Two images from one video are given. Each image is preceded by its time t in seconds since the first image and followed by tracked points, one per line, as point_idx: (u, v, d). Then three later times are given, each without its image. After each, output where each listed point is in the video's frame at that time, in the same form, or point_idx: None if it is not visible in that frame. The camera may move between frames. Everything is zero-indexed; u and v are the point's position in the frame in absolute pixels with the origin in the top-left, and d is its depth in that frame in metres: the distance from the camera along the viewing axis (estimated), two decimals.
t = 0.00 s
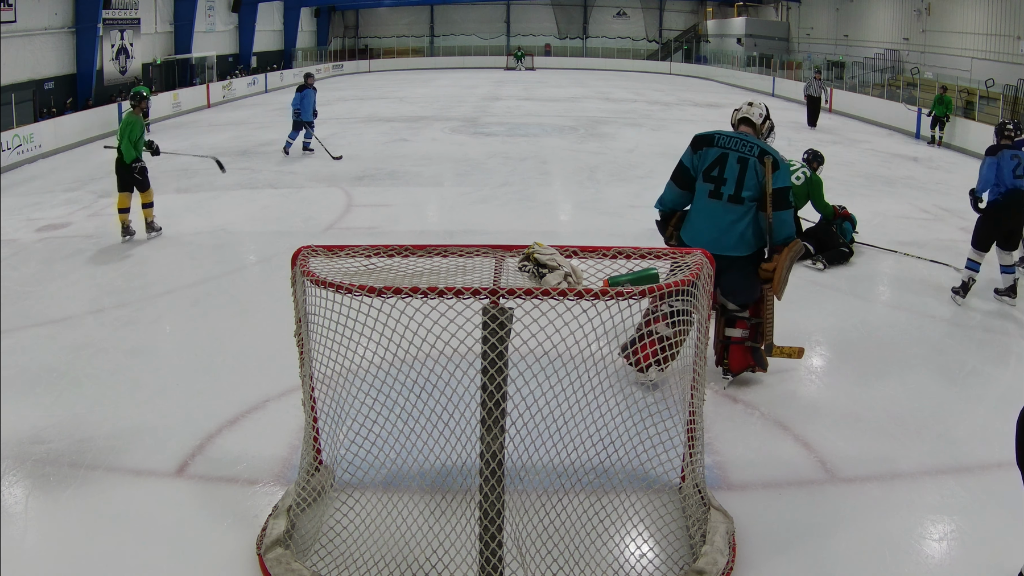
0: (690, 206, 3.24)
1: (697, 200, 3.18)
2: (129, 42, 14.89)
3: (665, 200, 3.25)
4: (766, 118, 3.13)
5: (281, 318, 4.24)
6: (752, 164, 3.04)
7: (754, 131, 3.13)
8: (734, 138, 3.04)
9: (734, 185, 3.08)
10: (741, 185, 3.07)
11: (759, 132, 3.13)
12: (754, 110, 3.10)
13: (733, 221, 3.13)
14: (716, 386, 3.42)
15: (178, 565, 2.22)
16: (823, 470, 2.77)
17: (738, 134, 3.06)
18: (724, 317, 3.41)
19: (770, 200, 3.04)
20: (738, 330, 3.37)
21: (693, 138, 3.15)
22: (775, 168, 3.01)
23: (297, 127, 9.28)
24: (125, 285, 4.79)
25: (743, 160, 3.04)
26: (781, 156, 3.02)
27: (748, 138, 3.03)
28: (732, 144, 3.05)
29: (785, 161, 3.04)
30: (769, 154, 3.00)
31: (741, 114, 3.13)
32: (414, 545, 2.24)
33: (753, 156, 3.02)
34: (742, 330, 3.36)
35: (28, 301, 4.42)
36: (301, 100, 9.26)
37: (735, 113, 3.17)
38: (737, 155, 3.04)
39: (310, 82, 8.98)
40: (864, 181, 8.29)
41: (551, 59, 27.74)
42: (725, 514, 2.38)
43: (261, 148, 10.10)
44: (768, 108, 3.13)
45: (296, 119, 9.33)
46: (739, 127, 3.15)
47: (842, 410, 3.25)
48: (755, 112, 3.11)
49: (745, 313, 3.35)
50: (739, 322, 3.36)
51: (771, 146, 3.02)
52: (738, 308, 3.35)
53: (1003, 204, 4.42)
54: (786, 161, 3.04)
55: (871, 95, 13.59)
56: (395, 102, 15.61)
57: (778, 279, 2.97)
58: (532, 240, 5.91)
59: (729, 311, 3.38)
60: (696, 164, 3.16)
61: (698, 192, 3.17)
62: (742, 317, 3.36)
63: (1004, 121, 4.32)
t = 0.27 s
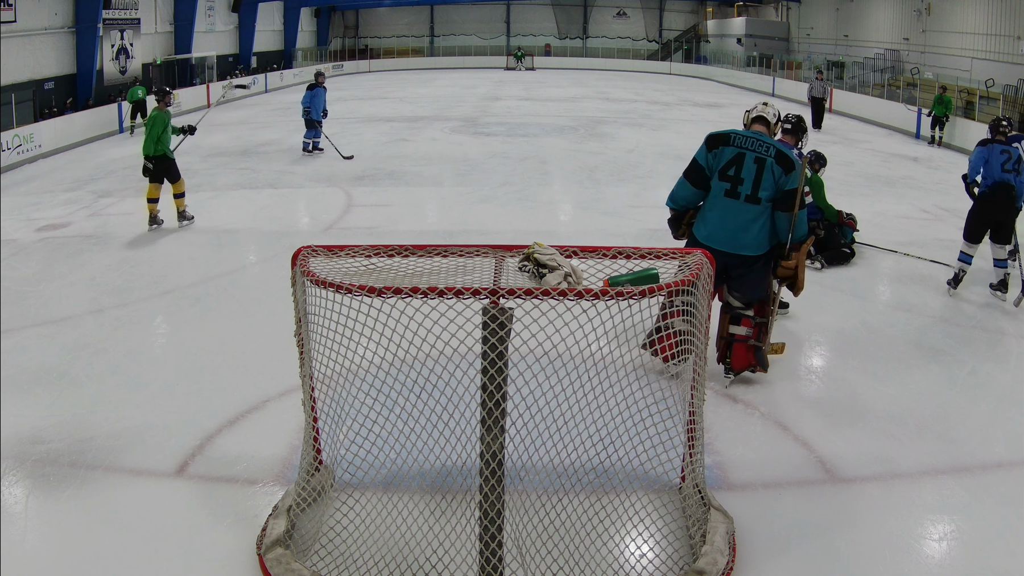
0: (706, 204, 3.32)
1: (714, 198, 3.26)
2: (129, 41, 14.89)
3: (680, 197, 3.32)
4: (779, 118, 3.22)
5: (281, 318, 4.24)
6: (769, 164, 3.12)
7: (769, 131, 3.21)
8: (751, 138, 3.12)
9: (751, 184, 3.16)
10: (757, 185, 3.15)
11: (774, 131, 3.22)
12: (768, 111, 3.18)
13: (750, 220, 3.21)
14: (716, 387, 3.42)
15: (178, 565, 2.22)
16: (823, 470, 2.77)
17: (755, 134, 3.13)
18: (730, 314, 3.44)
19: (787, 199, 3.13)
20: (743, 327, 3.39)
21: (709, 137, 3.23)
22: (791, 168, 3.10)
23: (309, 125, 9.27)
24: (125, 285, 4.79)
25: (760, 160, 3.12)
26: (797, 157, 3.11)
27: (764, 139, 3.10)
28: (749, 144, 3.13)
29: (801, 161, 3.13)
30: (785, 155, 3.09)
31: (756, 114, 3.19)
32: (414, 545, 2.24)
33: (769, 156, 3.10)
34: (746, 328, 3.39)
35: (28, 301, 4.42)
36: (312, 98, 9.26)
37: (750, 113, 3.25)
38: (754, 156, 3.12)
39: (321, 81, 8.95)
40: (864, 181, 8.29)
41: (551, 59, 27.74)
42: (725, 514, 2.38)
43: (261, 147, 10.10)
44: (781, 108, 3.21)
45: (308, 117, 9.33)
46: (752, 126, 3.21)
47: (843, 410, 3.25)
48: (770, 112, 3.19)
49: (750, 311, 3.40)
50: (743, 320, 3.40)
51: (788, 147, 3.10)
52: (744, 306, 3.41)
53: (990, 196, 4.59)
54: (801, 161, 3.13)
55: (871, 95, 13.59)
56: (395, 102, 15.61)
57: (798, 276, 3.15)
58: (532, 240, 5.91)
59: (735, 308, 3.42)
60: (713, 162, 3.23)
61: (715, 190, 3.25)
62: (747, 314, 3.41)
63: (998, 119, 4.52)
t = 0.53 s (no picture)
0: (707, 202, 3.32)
1: (716, 198, 3.27)
2: (129, 41, 14.89)
3: (682, 198, 3.31)
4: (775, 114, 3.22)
5: (281, 317, 4.24)
6: (769, 162, 3.13)
7: (768, 128, 3.21)
8: (750, 137, 3.13)
9: (752, 182, 3.17)
10: (759, 183, 3.16)
11: (771, 128, 3.22)
12: (765, 110, 3.17)
13: (753, 218, 3.23)
14: (715, 386, 3.42)
15: (179, 565, 2.22)
16: (823, 470, 2.77)
17: (753, 132, 3.14)
18: (733, 311, 3.47)
19: (788, 196, 3.16)
20: (746, 323, 3.43)
21: (708, 137, 3.22)
22: (792, 164, 3.12)
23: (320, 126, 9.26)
24: (125, 285, 4.79)
25: (760, 158, 3.13)
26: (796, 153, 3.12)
27: (763, 137, 3.11)
28: (748, 142, 3.13)
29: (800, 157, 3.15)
30: (785, 152, 3.11)
31: (753, 112, 3.19)
32: (415, 545, 2.24)
33: (769, 154, 3.11)
34: (751, 325, 3.42)
35: (29, 301, 4.42)
36: (323, 98, 9.25)
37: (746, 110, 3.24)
38: (753, 155, 3.13)
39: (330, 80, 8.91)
40: (864, 181, 8.29)
41: (551, 59, 27.74)
42: (725, 514, 2.38)
43: (261, 148, 10.10)
44: (777, 103, 3.22)
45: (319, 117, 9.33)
46: (750, 124, 3.21)
47: (843, 410, 3.25)
48: (768, 110, 3.18)
49: (754, 307, 3.43)
50: (747, 316, 3.43)
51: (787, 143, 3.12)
52: (748, 303, 3.43)
53: (986, 190, 4.67)
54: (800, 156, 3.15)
55: (871, 95, 13.59)
56: (395, 102, 15.61)
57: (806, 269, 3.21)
58: (532, 240, 5.91)
59: (738, 305, 3.45)
60: (712, 163, 3.23)
61: (716, 189, 3.25)
62: (751, 311, 3.43)
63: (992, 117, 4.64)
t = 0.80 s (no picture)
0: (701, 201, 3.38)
1: (708, 196, 3.32)
2: (129, 41, 14.89)
3: (676, 198, 3.38)
4: (763, 112, 3.27)
5: (280, 318, 4.24)
6: (758, 158, 3.17)
7: (756, 126, 3.26)
8: (738, 135, 3.18)
9: (742, 179, 3.21)
10: (749, 179, 3.21)
11: (760, 125, 3.26)
12: (752, 107, 3.22)
13: (745, 214, 3.27)
14: (716, 387, 3.41)
15: (179, 565, 2.22)
16: (823, 470, 2.77)
17: (741, 130, 3.19)
18: (732, 307, 3.48)
19: (779, 191, 3.19)
20: (745, 320, 3.44)
21: (698, 137, 3.28)
22: (781, 159, 3.15)
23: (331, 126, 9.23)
24: (125, 285, 4.79)
25: (748, 155, 3.18)
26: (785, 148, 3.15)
27: (751, 134, 3.16)
28: (736, 140, 3.19)
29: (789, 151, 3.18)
30: (773, 147, 3.14)
31: (741, 112, 3.24)
32: (415, 545, 2.24)
33: (757, 150, 3.15)
34: (750, 320, 3.43)
35: (29, 301, 4.42)
36: (333, 98, 9.21)
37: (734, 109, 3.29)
38: (742, 151, 3.18)
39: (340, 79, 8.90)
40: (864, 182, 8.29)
41: (551, 59, 27.75)
42: (725, 514, 2.38)
43: (261, 148, 10.10)
44: (764, 101, 3.26)
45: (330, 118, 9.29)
46: (739, 123, 3.27)
47: (843, 410, 3.25)
48: (755, 107, 3.23)
49: (753, 304, 3.43)
50: (747, 312, 3.44)
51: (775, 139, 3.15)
52: (746, 298, 3.44)
53: (986, 188, 4.69)
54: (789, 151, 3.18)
55: (871, 95, 13.59)
56: (395, 102, 15.61)
57: (800, 263, 3.25)
58: (532, 240, 5.91)
59: (737, 301, 3.46)
60: (703, 162, 3.29)
61: (709, 187, 3.31)
62: (750, 307, 3.45)
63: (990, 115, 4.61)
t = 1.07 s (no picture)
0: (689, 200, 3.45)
1: (693, 194, 3.38)
2: (129, 41, 14.89)
3: (666, 200, 3.48)
4: (744, 109, 3.27)
5: (280, 318, 4.24)
6: (735, 154, 3.20)
7: (737, 123, 3.27)
8: (716, 132, 3.22)
9: (721, 175, 3.25)
10: (727, 175, 3.24)
11: (741, 123, 3.27)
12: (730, 104, 3.25)
13: (725, 209, 3.30)
14: (716, 387, 3.42)
15: (179, 563, 2.22)
16: (823, 470, 2.77)
17: (718, 128, 3.23)
18: (725, 305, 3.54)
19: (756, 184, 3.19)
20: (738, 317, 3.50)
21: (681, 139, 3.36)
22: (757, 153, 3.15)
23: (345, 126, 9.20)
24: (125, 285, 4.79)
25: (725, 151, 3.21)
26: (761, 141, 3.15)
27: (727, 130, 3.19)
28: (713, 137, 3.23)
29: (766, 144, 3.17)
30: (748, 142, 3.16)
31: (720, 110, 3.27)
32: (414, 545, 2.24)
33: (733, 146, 3.18)
34: (741, 317, 3.49)
35: (29, 301, 4.42)
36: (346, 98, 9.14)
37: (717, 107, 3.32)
38: (719, 148, 3.22)
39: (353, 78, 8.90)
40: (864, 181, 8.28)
41: (551, 59, 27.75)
42: (725, 514, 2.38)
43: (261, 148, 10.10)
44: (744, 97, 3.26)
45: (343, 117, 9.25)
46: (720, 121, 3.30)
47: (843, 410, 3.25)
48: (733, 105, 3.25)
49: (745, 300, 3.48)
50: (738, 309, 3.49)
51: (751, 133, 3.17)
52: (737, 296, 3.49)
53: (987, 188, 4.69)
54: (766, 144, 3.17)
55: (871, 95, 13.59)
56: (395, 102, 15.62)
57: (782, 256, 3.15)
58: (532, 240, 5.91)
59: (729, 298, 3.52)
60: (687, 162, 3.36)
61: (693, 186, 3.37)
62: (742, 304, 3.49)
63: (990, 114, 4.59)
